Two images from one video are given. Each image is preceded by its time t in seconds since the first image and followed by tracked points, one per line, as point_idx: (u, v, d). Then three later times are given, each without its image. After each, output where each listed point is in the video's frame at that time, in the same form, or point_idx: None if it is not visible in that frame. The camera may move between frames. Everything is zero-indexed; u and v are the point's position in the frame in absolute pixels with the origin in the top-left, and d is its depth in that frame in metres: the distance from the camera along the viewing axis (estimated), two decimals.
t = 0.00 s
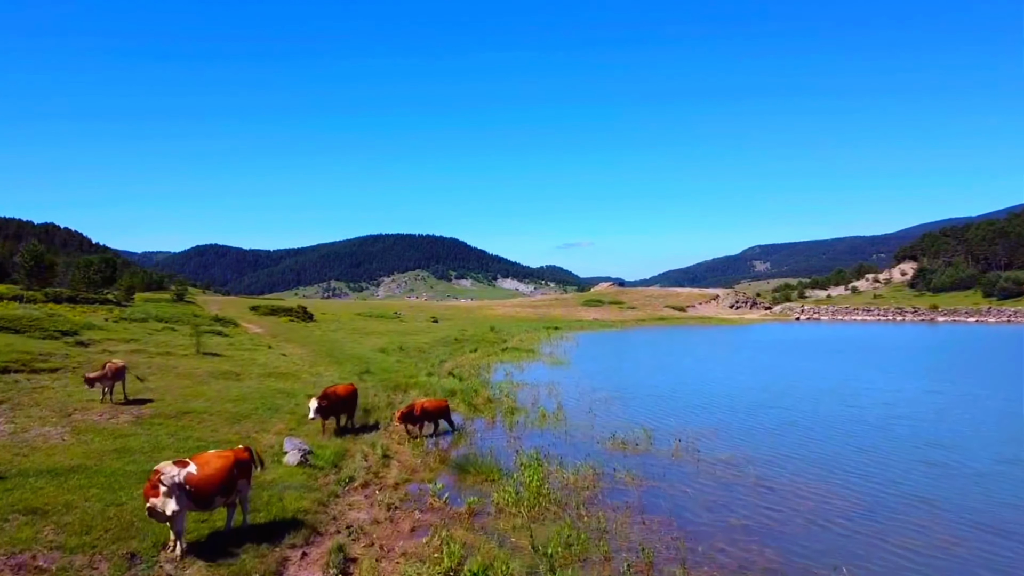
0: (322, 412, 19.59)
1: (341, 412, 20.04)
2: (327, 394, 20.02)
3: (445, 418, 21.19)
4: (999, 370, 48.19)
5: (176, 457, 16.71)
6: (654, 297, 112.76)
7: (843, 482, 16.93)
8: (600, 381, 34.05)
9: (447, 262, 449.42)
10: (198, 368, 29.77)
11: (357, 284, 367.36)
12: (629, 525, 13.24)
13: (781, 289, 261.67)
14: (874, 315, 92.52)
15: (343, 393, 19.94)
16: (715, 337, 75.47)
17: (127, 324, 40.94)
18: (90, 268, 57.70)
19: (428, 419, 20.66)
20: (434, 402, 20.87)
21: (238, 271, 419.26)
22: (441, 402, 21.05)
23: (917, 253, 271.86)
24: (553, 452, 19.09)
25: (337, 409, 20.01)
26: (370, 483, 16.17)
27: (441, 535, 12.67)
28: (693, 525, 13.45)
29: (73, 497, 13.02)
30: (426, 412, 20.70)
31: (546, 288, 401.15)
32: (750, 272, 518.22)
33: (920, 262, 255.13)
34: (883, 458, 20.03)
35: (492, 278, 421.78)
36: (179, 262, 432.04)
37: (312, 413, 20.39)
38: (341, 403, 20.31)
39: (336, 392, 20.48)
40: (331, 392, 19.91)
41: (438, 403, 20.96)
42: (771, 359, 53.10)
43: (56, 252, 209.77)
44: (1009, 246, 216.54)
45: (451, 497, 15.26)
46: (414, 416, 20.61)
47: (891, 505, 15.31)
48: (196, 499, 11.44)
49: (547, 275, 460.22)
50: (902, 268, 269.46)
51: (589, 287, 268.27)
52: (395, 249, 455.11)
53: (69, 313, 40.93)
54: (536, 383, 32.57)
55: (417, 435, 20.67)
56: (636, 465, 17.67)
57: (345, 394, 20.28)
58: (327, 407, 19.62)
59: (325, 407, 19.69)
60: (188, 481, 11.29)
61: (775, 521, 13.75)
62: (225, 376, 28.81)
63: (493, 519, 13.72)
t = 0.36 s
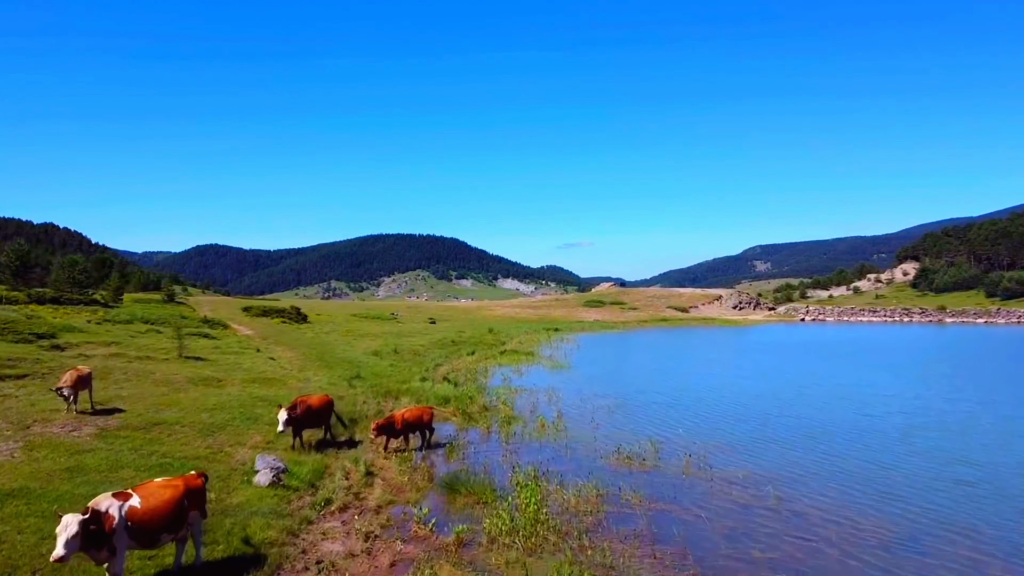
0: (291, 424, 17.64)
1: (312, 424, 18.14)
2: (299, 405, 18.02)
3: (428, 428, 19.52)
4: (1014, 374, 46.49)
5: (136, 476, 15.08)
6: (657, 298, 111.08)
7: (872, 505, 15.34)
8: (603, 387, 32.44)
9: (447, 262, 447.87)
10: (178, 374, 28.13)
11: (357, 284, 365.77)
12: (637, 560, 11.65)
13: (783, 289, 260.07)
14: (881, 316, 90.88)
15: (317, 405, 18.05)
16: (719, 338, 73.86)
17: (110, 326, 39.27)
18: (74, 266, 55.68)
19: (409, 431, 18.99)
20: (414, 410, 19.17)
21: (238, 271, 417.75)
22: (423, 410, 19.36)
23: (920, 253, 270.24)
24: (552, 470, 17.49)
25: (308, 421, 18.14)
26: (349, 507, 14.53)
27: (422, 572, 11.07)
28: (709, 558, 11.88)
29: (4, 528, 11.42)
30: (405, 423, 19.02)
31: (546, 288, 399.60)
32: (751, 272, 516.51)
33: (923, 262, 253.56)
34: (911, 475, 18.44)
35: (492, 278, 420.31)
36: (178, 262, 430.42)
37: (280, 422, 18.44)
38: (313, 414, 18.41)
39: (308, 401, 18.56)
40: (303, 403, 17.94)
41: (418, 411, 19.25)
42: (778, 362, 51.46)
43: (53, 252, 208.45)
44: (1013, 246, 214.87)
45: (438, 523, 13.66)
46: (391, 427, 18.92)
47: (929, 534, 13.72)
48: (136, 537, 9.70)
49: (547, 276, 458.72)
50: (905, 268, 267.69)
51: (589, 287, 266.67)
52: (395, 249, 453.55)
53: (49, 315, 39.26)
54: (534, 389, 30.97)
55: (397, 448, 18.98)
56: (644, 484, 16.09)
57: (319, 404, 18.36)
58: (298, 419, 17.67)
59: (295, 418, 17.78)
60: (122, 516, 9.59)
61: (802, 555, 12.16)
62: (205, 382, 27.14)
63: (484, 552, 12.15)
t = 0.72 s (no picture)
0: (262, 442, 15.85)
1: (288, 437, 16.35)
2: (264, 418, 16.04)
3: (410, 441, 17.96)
4: None
5: (91, 497, 13.57)
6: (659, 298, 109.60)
7: (905, 530, 13.91)
8: (605, 392, 30.99)
9: (447, 262, 446.47)
10: (157, 380, 26.63)
11: (357, 284, 364.32)
12: None
13: (784, 289, 258.65)
14: (887, 317, 89.43)
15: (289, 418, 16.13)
16: (723, 339, 72.44)
17: (92, 328, 37.76)
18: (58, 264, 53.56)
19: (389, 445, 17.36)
20: (393, 423, 17.51)
21: (237, 271, 416.17)
22: (405, 421, 17.76)
23: (922, 253, 268.72)
24: (554, 487, 16.00)
25: (280, 434, 16.42)
26: (326, 533, 13.04)
27: None
28: None
29: None
30: (383, 437, 17.38)
31: (546, 288, 398.19)
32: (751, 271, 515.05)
33: (925, 262, 252.01)
34: (941, 493, 17.01)
35: (492, 278, 418.95)
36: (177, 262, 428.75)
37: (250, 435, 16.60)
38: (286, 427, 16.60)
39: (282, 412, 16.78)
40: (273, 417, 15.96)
41: (398, 422, 17.57)
42: (785, 364, 50.04)
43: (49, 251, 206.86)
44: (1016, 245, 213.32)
45: (424, 553, 12.21)
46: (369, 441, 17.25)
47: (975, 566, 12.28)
48: None
49: (547, 276, 457.33)
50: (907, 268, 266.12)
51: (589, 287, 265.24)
52: (394, 249, 452.05)
53: (29, 316, 37.74)
54: (533, 395, 29.52)
55: (375, 463, 17.42)
56: (653, 505, 14.67)
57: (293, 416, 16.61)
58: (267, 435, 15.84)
59: (263, 432, 15.97)
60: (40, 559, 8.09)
61: None
62: (185, 389, 25.63)
63: None
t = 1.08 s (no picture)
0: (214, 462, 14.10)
1: (248, 458, 14.63)
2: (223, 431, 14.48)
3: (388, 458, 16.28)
4: None
5: (28, 525, 11.95)
6: (661, 299, 108.14)
7: (954, 567, 12.23)
8: (609, 398, 29.33)
9: (447, 262, 445.01)
10: (132, 387, 25.02)
11: (356, 284, 363.04)
12: None
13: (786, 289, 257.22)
14: (895, 318, 87.64)
15: (258, 436, 14.61)
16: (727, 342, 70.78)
17: (72, 331, 36.14)
18: (40, 264, 51.50)
19: (363, 463, 15.66)
20: (367, 439, 15.79)
21: (237, 271, 414.80)
22: (380, 437, 16.07)
23: (924, 253, 267.12)
24: (554, 511, 14.33)
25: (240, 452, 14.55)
26: (294, 570, 11.41)
27: None
28: None
29: None
30: (357, 455, 15.65)
31: (546, 288, 396.84)
32: (753, 271, 513.70)
33: (928, 262, 250.34)
34: (983, 518, 15.32)
35: (492, 278, 417.59)
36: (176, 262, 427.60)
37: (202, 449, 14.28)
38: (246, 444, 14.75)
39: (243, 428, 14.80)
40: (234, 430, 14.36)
41: (371, 438, 15.85)
42: (794, 368, 48.34)
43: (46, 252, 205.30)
44: (1020, 246, 211.51)
45: None
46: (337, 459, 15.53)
47: None
48: None
49: (548, 276, 455.58)
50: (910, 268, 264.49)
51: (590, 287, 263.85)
52: (395, 250, 450.73)
53: (6, 318, 36.15)
54: (532, 402, 27.90)
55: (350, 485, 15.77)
56: (667, 534, 13.04)
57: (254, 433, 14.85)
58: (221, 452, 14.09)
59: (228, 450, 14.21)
60: None
61: None
62: (160, 396, 24.02)
63: None
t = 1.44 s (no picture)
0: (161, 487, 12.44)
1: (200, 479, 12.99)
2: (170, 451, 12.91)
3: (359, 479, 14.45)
4: None
5: None
6: (663, 300, 106.55)
7: None
8: (611, 405, 27.75)
9: (447, 262, 443.41)
10: (103, 395, 23.40)
11: (356, 284, 361.43)
12: None
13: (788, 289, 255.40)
14: (901, 319, 85.97)
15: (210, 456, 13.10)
16: (733, 343, 69.11)
17: (49, 333, 34.49)
18: (23, 264, 49.92)
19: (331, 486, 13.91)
20: (333, 459, 14.10)
21: (236, 271, 413.26)
22: (348, 457, 14.34)
23: (927, 253, 265.47)
24: (554, 540, 12.76)
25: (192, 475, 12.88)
26: None
27: None
28: None
29: None
30: (325, 476, 13.90)
31: (546, 288, 395.20)
32: (754, 271, 511.96)
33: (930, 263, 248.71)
34: None
35: (492, 278, 415.90)
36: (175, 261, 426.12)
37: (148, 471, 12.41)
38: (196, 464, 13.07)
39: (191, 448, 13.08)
40: (182, 451, 12.79)
41: (338, 459, 14.17)
42: (802, 372, 46.75)
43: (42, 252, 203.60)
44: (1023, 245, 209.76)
45: None
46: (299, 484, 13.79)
47: None
48: None
49: (547, 276, 454.14)
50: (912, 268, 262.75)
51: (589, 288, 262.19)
52: (394, 249, 449.12)
53: None
54: (530, 409, 26.35)
55: (320, 511, 14.19)
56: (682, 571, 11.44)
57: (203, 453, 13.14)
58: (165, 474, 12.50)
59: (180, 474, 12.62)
60: None
61: None
62: (131, 405, 22.40)
63: None
